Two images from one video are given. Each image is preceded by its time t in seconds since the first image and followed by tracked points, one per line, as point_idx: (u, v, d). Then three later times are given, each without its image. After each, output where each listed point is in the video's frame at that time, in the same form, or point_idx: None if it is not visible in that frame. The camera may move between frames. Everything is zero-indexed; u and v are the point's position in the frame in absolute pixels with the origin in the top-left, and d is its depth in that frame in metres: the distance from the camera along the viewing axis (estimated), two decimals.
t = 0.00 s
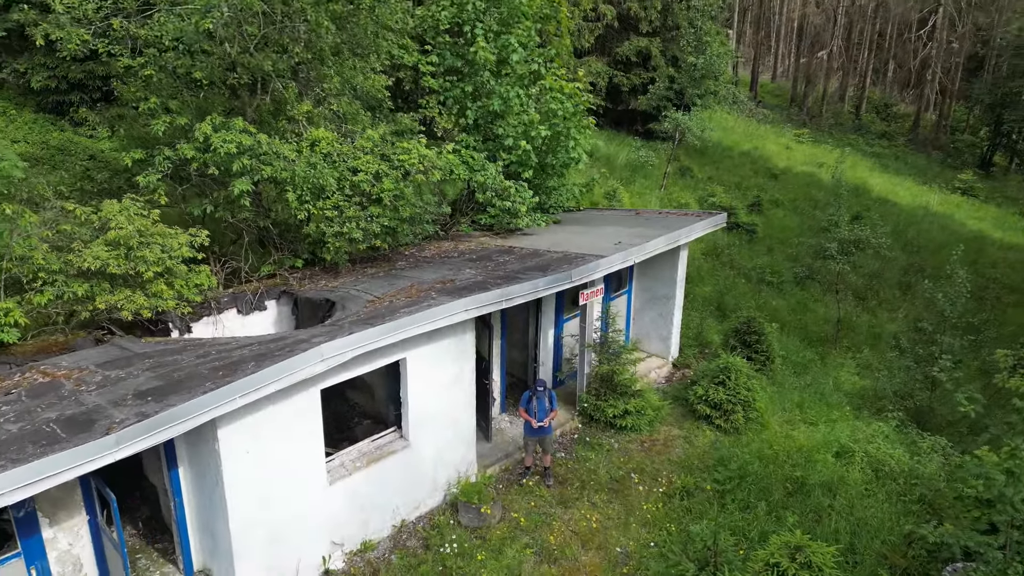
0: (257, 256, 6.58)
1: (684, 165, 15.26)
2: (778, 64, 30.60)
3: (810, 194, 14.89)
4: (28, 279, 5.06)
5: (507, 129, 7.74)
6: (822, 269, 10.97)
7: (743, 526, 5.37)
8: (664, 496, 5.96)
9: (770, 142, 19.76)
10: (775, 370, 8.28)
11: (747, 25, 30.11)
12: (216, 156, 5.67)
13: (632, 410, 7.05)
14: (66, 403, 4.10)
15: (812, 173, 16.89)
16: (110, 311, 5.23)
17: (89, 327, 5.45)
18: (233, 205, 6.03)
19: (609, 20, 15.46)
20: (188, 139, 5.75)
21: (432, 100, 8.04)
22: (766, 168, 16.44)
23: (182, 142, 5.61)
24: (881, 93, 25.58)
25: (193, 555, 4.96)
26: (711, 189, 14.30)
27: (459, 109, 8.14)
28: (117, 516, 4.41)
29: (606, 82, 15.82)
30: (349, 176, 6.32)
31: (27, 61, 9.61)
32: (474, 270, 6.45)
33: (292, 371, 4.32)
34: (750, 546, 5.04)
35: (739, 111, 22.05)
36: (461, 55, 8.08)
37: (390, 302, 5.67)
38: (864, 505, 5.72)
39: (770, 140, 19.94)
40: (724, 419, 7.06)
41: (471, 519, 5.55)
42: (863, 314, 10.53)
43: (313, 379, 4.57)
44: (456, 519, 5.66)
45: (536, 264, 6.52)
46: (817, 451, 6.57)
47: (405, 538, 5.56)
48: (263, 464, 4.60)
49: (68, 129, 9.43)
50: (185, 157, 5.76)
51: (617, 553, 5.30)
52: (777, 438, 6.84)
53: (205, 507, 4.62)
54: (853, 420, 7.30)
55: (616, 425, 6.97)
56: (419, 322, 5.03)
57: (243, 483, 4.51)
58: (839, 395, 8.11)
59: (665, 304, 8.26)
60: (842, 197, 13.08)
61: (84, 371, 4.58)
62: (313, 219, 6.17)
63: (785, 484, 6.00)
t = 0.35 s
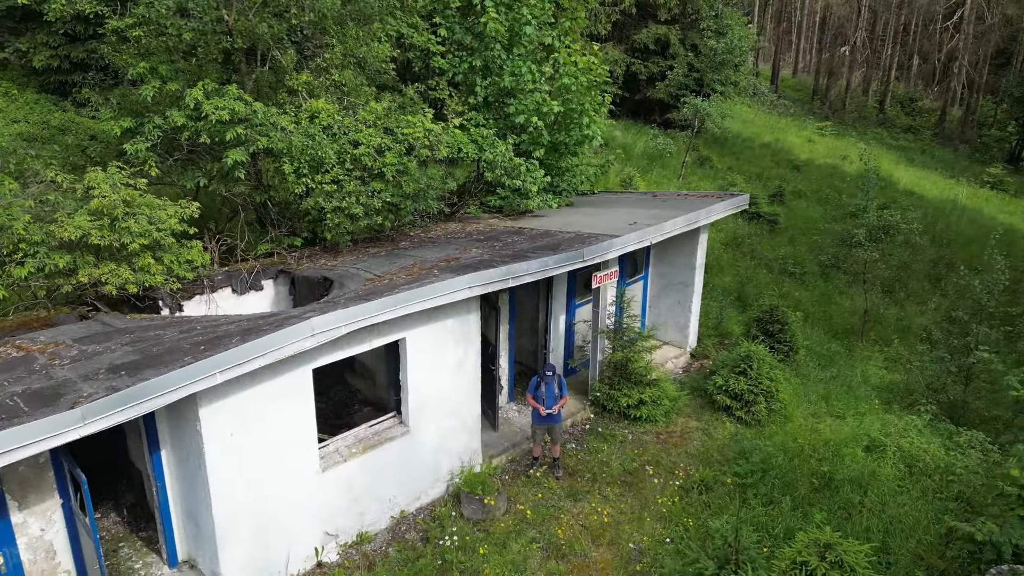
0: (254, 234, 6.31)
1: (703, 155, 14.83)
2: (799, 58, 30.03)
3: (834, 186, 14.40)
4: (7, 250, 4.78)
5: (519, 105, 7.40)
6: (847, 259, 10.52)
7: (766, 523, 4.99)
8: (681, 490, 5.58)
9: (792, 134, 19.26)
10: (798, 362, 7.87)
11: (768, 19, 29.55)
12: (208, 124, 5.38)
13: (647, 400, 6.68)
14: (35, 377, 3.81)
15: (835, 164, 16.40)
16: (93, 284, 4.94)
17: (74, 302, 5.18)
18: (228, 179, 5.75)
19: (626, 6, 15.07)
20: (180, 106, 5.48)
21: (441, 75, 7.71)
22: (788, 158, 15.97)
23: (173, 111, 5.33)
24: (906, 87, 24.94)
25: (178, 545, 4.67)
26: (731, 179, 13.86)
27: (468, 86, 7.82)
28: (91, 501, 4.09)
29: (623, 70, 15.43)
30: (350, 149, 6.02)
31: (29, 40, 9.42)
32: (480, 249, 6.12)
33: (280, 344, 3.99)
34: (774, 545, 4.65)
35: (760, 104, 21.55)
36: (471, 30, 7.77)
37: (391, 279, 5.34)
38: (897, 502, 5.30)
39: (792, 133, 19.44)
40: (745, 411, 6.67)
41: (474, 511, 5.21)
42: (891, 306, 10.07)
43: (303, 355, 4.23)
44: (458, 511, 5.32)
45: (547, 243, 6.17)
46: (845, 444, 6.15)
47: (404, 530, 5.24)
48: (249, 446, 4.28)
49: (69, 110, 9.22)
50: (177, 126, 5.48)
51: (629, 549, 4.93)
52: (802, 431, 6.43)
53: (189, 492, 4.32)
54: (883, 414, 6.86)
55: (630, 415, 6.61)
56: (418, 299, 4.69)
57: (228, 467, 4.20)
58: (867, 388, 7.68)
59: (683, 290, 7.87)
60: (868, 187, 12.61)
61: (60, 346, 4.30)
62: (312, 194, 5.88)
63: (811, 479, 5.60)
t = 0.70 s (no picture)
0: (252, 212, 6.15)
1: (723, 146, 14.44)
2: (821, 53, 29.47)
3: (859, 177, 13.96)
4: None
5: (530, 83, 7.12)
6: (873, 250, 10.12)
7: (790, 518, 4.65)
8: (699, 483, 5.25)
9: (814, 127, 18.79)
10: (823, 353, 7.50)
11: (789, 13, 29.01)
12: (202, 91, 5.12)
13: (663, 389, 6.35)
14: (8, 348, 3.57)
15: (859, 157, 15.94)
16: (80, 256, 4.72)
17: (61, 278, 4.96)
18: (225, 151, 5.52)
19: None
20: (174, 74, 5.25)
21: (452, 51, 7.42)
22: (810, 150, 15.53)
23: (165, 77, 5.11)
24: (931, 81, 24.35)
25: (165, 532, 4.42)
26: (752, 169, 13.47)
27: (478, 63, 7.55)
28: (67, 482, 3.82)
29: (641, 58, 15.07)
30: (353, 122, 5.77)
31: (34, 21, 9.24)
32: (488, 229, 5.84)
33: (268, 317, 3.71)
34: (800, 541, 4.31)
35: (781, 97, 21.09)
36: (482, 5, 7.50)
37: (392, 256, 5.07)
38: (932, 498, 4.94)
39: (814, 126, 18.97)
40: (767, 402, 6.33)
41: (478, 501, 4.91)
42: (919, 299, 9.65)
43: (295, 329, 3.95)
44: (462, 501, 5.03)
45: (558, 222, 5.87)
46: (875, 438, 5.78)
47: (404, 521, 4.96)
48: (237, 428, 4.02)
49: (73, 91, 9.03)
50: (171, 95, 5.24)
51: (643, 544, 4.62)
52: (828, 423, 6.07)
53: (174, 475, 4.07)
54: (914, 407, 6.48)
55: (645, 405, 6.29)
56: (419, 273, 4.39)
57: (215, 449, 3.94)
58: (896, 381, 7.30)
59: (701, 277, 7.54)
60: (895, 177, 12.17)
61: (39, 318, 4.05)
62: (312, 168, 5.64)
63: (838, 473, 5.24)
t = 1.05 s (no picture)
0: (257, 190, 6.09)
1: (745, 138, 14.10)
2: (846, 48, 28.92)
3: (886, 170, 13.55)
4: None
5: (546, 62, 6.89)
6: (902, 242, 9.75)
7: (817, 513, 4.36)
8: (719, 475, 4.97)
9: (839, 121, 18.35)
10: (850, 345, 7.18)
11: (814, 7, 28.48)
12: (204, 61, 4.94)
13: (682, 379, 6.08)
14: None
15: (886, 150, 15.52)
16: (74, 230, 4.56)
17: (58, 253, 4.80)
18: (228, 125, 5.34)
19: None
20: (175, 44, 5.08)
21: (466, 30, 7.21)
22: (836, 143, 15.13)
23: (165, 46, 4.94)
24: (960, 76, 23.77)
25: (158, 517, 4.23)
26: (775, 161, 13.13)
27: (492, 43, 7.32)
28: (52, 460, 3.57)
29: (662, 49, 14.76)
30: (361, 97, 5.59)
31: (46, 4, 9.14)
32: (500, 208, 5.61)
33: (262, 289, 3.49)
34: (829, 537, 4.02)
35: (805, 91, 20.65)
36: None
37: (398, 233, 4.84)
38: (969, 495, 4.62)
39: (839, 119, 18.53)
40: (792, 394, 6.04)
41: (487, 491, 4.68)
42: (951, 292, 9.27)
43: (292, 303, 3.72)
44: (470, 490, 4.80)
45: (573, 202, 5.62)
46: (907, 431, 5.46)
47: (409, 510, 4.74)
48: (230, 407, 3.81)
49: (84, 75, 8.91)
50: (173, 65, 5.06)
51: (660, 538, 4.36)
52: (857, 416, 5.76)
53: (166, 457, 3.87)
54: (948, 401, 6.14)
55: (662, 395, 6.02)
56: (424, 248, 4.16)
57: (207, 430, 3.73)
58: (928, 374, 6.96)
59: (723, 266, 7.25)
60: (925, 168, 11.77)
61: (27, 290, 3.87)
62: (318, 143, 5.47)
63: (868, 468, 4.93)
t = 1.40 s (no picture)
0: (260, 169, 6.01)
1: (764, 130, 13.82)
2: (867, 45, 28.46)
3: (909, 163, 13.23)
4: None
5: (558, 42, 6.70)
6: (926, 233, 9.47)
7: (839, 505, 4.14)
8: (736, 466, 4.76)
9: (861, 115, 18.00)
10: (873, 336, 6.92)
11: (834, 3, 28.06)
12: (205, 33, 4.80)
13: (698, 368, 5.86)
14: None
15: (909, 144, 15.17)
16: (69, 203, 4.44)
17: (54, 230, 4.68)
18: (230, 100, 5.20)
19: None
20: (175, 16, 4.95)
21: (477, 10, 7.02)
22: (857, 136, 14.81)
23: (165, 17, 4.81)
24: (985, 71, 23.29)
25: (152, 501, 4.10)
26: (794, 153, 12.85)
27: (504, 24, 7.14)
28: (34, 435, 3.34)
29: (679, 40, 14.49)
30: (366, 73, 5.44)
31: None
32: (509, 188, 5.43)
33: (255, 258, 3.32)
34: (853, 530, 3.80)
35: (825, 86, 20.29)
36: None
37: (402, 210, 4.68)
38: (1001, 489, 4.37)
39: (860, 114, 18.18)
40: (813, 384, 5.81)
41: (492, 479, 4.49)
42: (977, 285, 8.97)
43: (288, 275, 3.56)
44: (475, 478, 4.62)
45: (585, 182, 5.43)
46: (935, 424, 5.21)
47: (411, 497, 4.56)
48: (223, 385, 3.65)
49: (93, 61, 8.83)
50: (173, 38, 4.93)
51: (673, 528, 4.15)
52: (881, 408, 5.52)
53: (158, 437, 3.73)
54: (977, 394, 5.88)
55: (677, 385, 5.81)
56: (427, 222, 3.98)
57: (199, 409, 3.58)
58: (955, 367, 6.69)
59: (741, 254, 7.03)
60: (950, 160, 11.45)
61: (16, 263, 3.73)
62: (321, 120, 5.32)
63: (893, 461, 4.69)
